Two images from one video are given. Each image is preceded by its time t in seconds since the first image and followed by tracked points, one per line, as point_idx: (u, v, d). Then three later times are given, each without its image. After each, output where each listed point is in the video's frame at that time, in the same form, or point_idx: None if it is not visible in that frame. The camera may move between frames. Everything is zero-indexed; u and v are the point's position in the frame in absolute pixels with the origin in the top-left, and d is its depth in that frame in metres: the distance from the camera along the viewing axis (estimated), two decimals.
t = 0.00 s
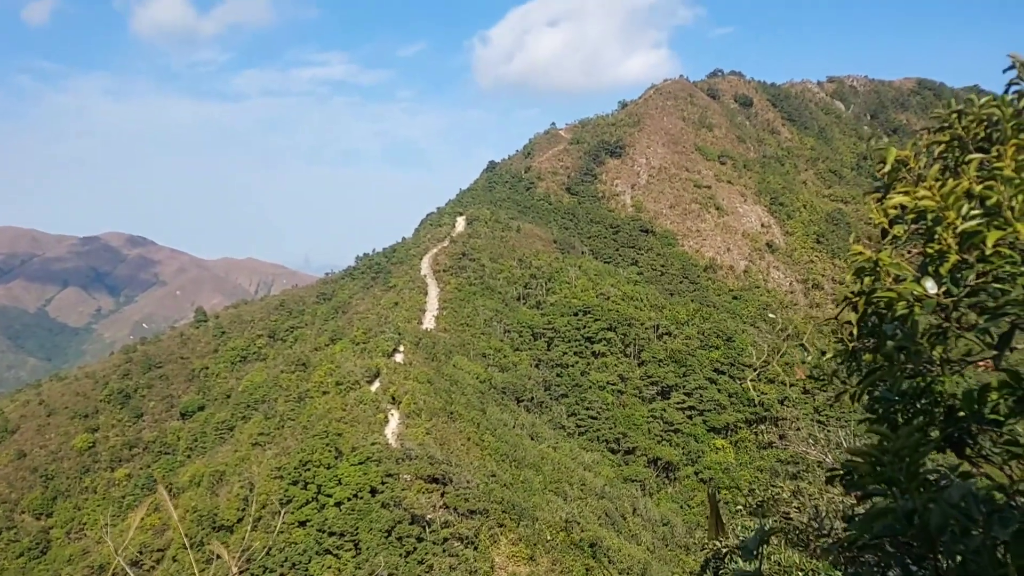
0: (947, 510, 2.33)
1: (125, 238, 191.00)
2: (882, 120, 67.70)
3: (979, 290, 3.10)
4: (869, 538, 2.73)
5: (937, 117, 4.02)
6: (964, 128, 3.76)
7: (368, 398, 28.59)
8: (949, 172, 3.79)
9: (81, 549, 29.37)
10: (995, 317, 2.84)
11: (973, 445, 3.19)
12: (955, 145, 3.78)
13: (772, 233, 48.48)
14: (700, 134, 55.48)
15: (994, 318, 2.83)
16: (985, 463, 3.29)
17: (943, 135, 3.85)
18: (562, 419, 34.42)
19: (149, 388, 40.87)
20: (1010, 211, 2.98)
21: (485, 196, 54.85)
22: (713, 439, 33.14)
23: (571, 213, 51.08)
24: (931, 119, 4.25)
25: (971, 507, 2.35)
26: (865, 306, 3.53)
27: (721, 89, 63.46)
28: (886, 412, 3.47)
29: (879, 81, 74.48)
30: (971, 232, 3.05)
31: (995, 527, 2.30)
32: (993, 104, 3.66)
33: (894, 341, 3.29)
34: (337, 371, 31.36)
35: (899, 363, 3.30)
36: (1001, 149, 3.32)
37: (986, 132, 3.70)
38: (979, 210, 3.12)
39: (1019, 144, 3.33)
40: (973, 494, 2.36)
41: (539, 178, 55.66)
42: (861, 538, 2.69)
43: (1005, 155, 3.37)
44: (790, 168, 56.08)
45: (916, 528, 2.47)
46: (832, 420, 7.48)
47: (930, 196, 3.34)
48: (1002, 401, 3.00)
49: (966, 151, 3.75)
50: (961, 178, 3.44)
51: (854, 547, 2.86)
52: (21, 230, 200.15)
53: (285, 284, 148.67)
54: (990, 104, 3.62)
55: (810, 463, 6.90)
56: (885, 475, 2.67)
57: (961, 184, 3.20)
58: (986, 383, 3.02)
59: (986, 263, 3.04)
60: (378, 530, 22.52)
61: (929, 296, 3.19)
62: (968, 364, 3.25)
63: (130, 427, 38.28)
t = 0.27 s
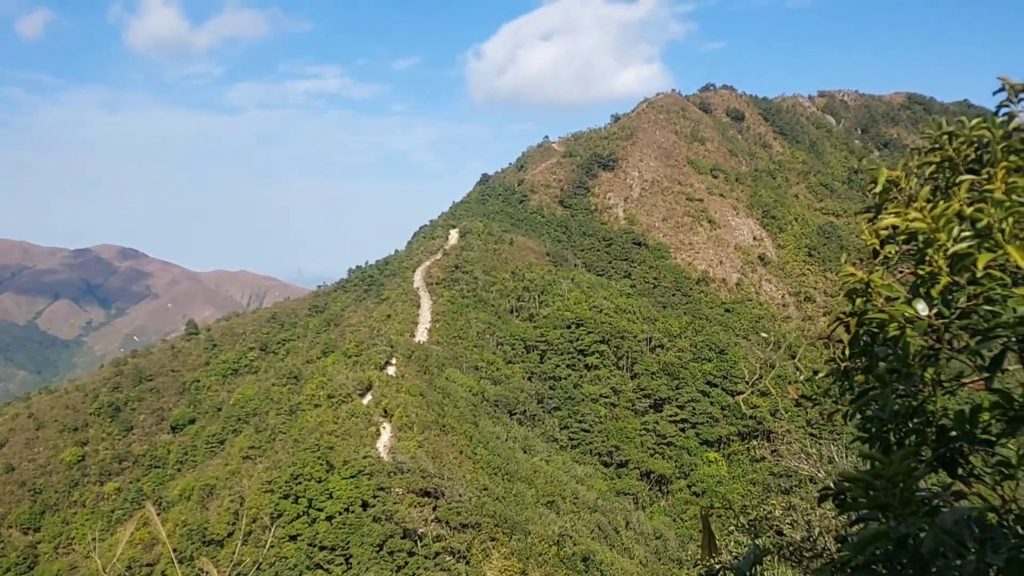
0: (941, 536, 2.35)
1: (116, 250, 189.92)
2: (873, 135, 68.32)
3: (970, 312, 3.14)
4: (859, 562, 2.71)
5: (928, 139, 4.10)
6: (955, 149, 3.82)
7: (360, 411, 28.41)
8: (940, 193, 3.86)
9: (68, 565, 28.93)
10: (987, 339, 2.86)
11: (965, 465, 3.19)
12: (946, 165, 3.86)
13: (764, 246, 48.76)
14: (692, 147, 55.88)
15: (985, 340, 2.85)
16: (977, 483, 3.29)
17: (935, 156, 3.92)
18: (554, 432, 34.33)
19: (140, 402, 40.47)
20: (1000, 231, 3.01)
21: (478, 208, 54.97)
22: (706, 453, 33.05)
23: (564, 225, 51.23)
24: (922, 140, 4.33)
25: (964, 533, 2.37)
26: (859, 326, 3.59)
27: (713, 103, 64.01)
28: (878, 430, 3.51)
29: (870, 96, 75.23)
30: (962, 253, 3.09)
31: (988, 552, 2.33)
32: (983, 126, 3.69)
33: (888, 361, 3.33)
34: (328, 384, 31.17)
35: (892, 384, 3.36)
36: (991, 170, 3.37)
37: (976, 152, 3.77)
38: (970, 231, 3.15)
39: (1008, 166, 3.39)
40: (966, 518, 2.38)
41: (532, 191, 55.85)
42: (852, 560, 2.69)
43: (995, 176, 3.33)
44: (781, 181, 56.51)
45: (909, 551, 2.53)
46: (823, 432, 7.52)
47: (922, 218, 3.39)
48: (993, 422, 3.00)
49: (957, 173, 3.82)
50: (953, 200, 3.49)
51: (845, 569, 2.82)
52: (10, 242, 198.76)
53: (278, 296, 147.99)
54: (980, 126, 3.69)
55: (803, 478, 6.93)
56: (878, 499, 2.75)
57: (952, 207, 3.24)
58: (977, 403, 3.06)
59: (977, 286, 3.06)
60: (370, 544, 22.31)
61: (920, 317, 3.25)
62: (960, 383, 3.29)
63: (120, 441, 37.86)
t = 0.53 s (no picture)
0: (934, 560, 2.42)
1: (108, 259, 188.93)
2: (866, 145, 68.75)
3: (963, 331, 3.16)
4: None
5: (921, 156, 4.17)
6: (948, 167, 3.89)
7: (353, 422, 28.22)
8: (933, 210, 3.92)
9: None
10: (982, 359, 2.88)
11: (958, 482, 3.37)
12: (939, 183, 3.95)
13: (758, 257, 48.94)
14: (686, 158, 56.15)
15: (977, 358, 2.88)
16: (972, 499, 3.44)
17: (927, 174, 3.99)
18: (549, 443, 34.19)
19: (132, 412, 40.13)
20: (993, 251, 3.02)
21: (472, 218, 55.01)
22: (700, 464, 32.95)
23: (558, 235, 51.30)
24: (914, 157, 4.41)
25: (957, 557, 2.46)
26: (852, 343, 3.56)
27: (707, 114, 64.39)
28: (873, 447, 3.55)
29: (863, 107, 75.73)
30: (955, 272, 3.10)
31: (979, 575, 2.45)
32: (975, 143, 3.73)
33: (882, 380, 3.34)
34: (321, 395, 30.97)
35: (886, 403, 3.36)
36: (983, 189, 3.40)
37: (967, 171, 3.83)
38: (965, 249, 3.15)
39: (1001, 184, 3.43)
40: (960, 541, 2.45)
41: (527, 201, 55.96)
42: None
43: (988, 195, 3.38)
44: (775, 192, 56.78)
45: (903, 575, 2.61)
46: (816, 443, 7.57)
47: (913, 236, 3.42)
48: (986, 440, 3.08)
49: (949, 191, 3.88)
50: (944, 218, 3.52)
51: None
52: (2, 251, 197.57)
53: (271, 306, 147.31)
54: (972, 143, 3.74)
55: (796, 491, 6.96)
56: (873, 523, 2.79)
57: (945, 225, 3.25)
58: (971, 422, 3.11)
59: (970, 304, 3.12)
60: (362, 557, 22.13)
61: (914, 336, 3.25)
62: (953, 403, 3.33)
63: (112, 451, 37.49)
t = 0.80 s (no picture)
0: None
1: (100, 264, 187.69)
2: (861, 152, 68.97)
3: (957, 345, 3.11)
4: None
5: (916, 167, 4.18)
6: (941, 179, 3.89)
7: (346, 428, 27.99)
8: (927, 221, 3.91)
9: None
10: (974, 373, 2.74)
11: (954, 493, 3.22)
12: (933, 194, 3.92)
13: (752, 263, 49.03)
14: (681, 163, 56.27)
15: (971, 372, 2.74)
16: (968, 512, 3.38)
17: (920, 185, 3.99)
18: (543, 449, 34.01)
19: (123, 418, 39.72)
20: (988, 262, 2.95)
21: (467, 224, 54.97)
22: (695, 471, 32.83)
23: (552, 241, 51.30)
24: (909, 169, 4.43)
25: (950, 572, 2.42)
26: (845, 355, 3.64)
27: (702, 120, 64.58)
28: (868, 457, 3.50)
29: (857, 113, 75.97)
30: (948, 285, 3.06)
31: None
32: (968, 155, 3.74)
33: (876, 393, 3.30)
34: (314, 401, 30.69)
35: (881, 417, 3.30)
36: (977, 199, 3.35)
37: (961, 182, 3.82)
38: (957, 262, 3.11)
39: (996, 195, 3.41)
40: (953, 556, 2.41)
41: (521, 207, 55.96)
42: None
43: (982, 207, 3.33)
44: (769, 198, 56.90)
45: None
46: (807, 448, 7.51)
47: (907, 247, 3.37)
48: (982, 453, 2.97)
49: (943, 202, 3.88)
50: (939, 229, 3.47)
51: None
52: None
53: (265, 311, 146.61)
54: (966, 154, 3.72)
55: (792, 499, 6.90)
56: (867, 540, 2.80)
57: (939, 237, 3.19)
58: (965, 433, 3.01)
59: (964, 315, 3.09)
60: (354, 564, 21.87)
61: (908, 347, 3.18)
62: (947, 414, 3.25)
63: (103, 458, 37.07)
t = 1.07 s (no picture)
0: None
1: (93, 265, 186.78)
2: (855, 155, 69.28)
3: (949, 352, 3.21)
4: None
5: (908, 174, 4.23)
6: (933, 187, 3.94)
7: (341, 431, 27.93)
8: (918, 228, 3.99)
9: None
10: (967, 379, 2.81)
11: (945, 500, 3.33)
12: (926, 202, 3.99)
13: (747, 265, 49.17)
14: (676, 166, 56.41)
15: (964, 380, 2.77)
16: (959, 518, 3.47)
17: (913, 194, 4.05)
18: (538, 451, 33.97)
19: (117, 420, 39.47)
20: (979, 271, 3.07)
21: (462, 226, 55.00)
22: (690, 473, 32.88)
23: (547, 243, 51.33)
24: (902, 176, 4.49)
25: None
26: (838, 362, 3.68)
27: (697, 122, 64.77)
28: (861, 464, 3.57)
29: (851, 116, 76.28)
30: (941, 293, 3.14)
31: None
32: (960, 164, 3.80)
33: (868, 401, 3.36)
34: (308, 403, 30.57)
35: (873, 426, 3.34)
36: (968, 209, 3.46)
37: (953, 189, 3.87)
38: (949, 271, 3.21)
39: (986, 204, 3.46)
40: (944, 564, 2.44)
41: (516, 209, 55.99)
42: None
43: (973, 217, 3.43)
44: (764, 201, 57.11)
45: None
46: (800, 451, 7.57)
47: (900, 256, 3.48)
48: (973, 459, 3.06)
49: (935, 210, 3.93)
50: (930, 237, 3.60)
51: None
52: None
53: (259, 313, 146.12)
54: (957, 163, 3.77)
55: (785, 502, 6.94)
56: (859, 549, 2.86)
57: (932, 246, 3.31)
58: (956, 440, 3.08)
59: (955, 324, 3.19)
60: (349, 567, 21.77)
61: (901, 356, 3.27)
62: (939, 421, 3.30)
63: (96, 460, 36.83)
